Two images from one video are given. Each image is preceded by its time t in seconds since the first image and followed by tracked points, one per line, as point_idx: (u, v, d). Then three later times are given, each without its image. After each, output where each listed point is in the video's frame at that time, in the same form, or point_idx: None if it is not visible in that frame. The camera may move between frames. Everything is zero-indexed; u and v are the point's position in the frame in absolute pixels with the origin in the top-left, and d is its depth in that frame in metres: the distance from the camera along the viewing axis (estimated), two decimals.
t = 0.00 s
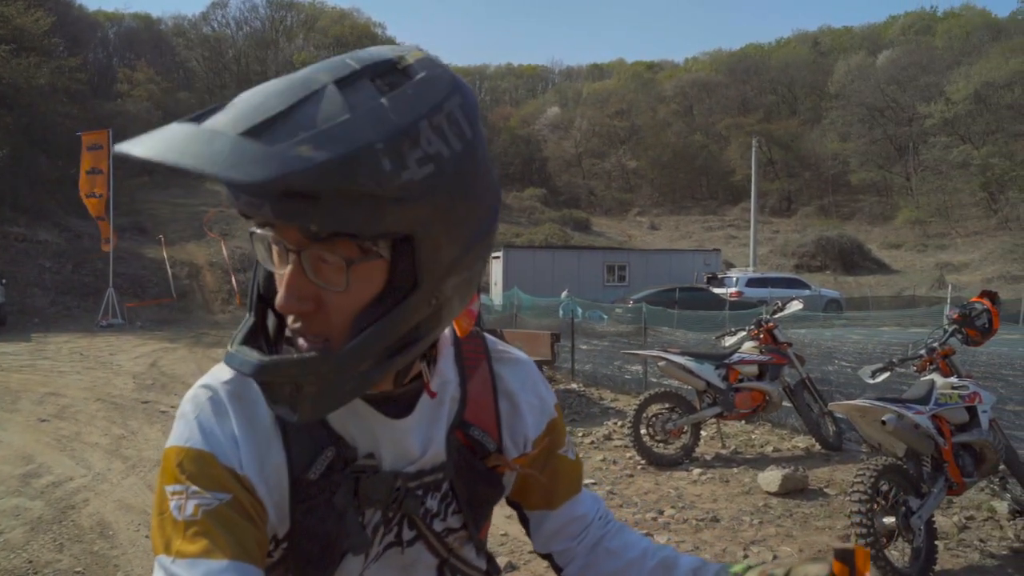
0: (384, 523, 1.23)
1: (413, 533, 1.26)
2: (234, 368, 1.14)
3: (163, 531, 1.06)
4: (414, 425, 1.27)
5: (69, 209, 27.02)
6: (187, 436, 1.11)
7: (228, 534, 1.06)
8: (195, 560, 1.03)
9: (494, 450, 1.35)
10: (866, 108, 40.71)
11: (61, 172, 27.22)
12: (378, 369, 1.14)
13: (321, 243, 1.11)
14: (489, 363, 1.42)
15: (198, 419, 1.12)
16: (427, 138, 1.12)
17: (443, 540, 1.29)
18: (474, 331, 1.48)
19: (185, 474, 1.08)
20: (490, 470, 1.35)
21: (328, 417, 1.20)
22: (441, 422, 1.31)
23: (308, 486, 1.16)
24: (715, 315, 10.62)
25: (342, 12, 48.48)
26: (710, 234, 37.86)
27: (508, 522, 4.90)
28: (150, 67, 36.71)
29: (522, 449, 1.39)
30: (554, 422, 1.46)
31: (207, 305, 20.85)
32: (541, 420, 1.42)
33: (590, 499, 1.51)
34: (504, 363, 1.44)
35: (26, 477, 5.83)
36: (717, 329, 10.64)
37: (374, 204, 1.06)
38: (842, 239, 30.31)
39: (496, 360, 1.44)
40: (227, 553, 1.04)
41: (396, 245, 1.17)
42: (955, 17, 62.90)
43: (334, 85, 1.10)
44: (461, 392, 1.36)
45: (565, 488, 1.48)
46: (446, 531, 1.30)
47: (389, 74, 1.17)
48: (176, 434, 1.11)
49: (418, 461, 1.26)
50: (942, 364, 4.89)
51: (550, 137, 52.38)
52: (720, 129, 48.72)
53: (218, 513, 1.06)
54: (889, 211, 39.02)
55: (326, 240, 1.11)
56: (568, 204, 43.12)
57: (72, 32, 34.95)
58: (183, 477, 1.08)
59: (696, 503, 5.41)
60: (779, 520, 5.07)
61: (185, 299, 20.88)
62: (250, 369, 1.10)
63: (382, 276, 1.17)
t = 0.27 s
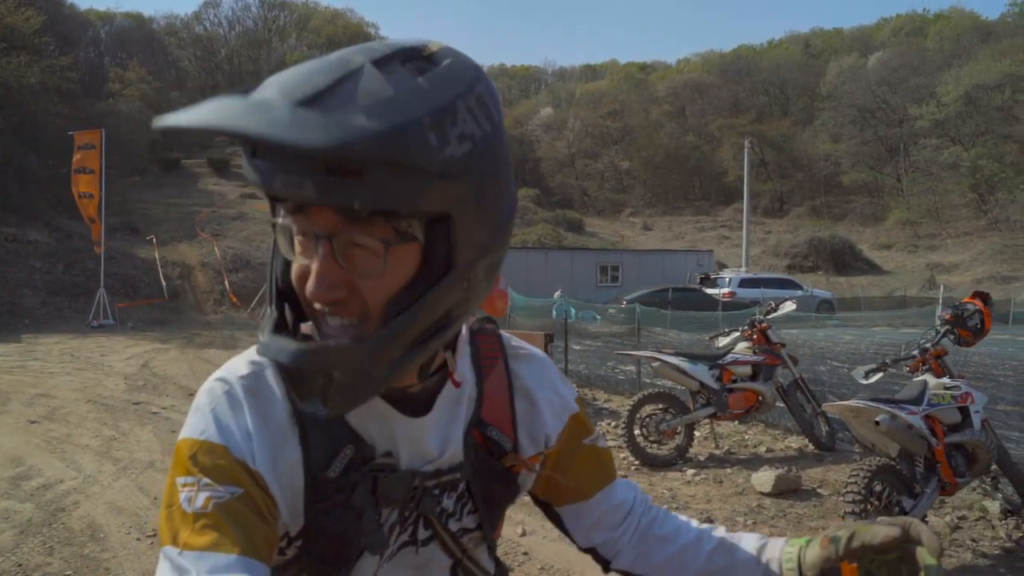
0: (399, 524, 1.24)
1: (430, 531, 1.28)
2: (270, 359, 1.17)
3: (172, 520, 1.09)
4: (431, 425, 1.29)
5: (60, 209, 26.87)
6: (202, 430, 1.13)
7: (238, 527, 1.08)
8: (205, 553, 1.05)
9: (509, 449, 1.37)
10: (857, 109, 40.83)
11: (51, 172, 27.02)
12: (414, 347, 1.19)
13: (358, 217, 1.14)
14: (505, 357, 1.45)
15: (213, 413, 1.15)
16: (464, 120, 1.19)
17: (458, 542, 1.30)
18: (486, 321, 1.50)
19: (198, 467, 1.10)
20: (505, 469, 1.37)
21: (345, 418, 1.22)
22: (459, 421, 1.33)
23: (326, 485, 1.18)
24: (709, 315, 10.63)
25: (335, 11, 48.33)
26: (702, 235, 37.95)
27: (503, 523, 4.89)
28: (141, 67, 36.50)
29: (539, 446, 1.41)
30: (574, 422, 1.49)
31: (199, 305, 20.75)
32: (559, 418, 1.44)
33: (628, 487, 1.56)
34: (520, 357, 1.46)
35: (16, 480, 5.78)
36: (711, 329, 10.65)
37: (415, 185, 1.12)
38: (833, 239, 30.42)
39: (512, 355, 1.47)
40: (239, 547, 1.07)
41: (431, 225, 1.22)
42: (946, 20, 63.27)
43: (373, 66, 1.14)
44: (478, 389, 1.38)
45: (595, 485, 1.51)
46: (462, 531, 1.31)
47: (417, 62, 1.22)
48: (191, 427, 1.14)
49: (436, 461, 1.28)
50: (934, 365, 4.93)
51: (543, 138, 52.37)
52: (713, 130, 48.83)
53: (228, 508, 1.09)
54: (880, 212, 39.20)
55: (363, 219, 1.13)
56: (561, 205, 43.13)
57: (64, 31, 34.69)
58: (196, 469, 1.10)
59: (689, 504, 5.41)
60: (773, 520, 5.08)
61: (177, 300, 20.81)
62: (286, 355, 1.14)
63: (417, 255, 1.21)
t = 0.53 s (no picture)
0: (365, 520, 1.25)
1: (399, 525, 1.28)
2: (236, 332, 1.15)
3: (120, 534, 1.10)
4: (391, 418, 1.30)
5: (47, 208, 26.67)
6: (154, 439, 1.15)
7: (192, 534, 1.10)
8: (159, 561, 1.06)
9: (473, 436, 1.39)
10: (846, 111, 41.16)
11: (38, 171, 26.77)
12: (380, 323, 1.23)
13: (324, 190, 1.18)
14: (464, 347, 1.46)
15: (166, 422, 1.16)
16: (425, 94, 1.23)
17: (427, 534, 1.31)
18: (438, 314, 1.52)
19: (149, 476, 1.11)
20: (469, 457, 1.39)
21: (304, 418, 1.23)
22: (421, 411, 1.35)
23: (285, 487, 1.19)
24: (698, 315, 10.68)
25: (325, 10, 48.16)
26: (692, 236, 38.10)
27: (493, 523, 4.90)
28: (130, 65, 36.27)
29: (506, 431, 1.44)
30: (546, 398, 1.52)
31: (188, 305, 20.65)
32: (526, 397, 1.47)
33: (621, 452, 1.62)
34: (478, 345, 1.48)
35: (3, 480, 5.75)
36: (701, 329, 10.70)
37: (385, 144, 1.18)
38: (822, 240, 30.62)
39: (468, 337, 1.50)
40: (191, 559, 1.08)
41: (395, 196, 1.27)
42: (933, 23, 63.78)
43: (335, 43, 1.17)
44: (438, 380, 1.40)
45: (579, 450, 1.55)
46: (430, 523, 1.32)
47: (373, 47, 1.24)
48: (144, 438, 1.15)
49: (398, 455, 1.30)
50: (922, 364, 4.97)
51: (534, 138, 52.42)
52: (702, 130, 49.02)
53: (181, 517, 1.10)
54: (868, 212, 39.48)
55: (331, 191, 1.19)
56: (551, 205, 43.19)
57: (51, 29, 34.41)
58: (149, 481, 1.11)
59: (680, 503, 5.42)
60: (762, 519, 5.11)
61: (166, 300, 20.71)
62: (258, 324, 1.13)
63: (381, 229, 1.26)
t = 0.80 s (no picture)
0: (352, 499, 1.25)
1: (384, 508, 1.28)
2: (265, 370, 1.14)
3: (116, 499, 1.13)
4: (378, 405, 1.30)
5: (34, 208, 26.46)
6: (152, 412, 1.18)
7: (181, 502, 1.12)
8: (150, 521, 1.09)
9: (458, 427, 1.37)
10: (834, 112, 41.50)
11: (24, 170, 26.55)
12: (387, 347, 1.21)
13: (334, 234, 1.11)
14: (454, 339, 1.44)
15: (167, 399, 1.20)
16: (429, 127, 1.17)
17: (412, 516, 1.30)
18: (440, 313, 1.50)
19: (146, 446, 1.15)
20: (456, 447, 1.37)
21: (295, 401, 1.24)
22: (407, 399, 1.34)
23: (276, 466, 1.20)
24: (689, 316, 10.75)
25: (315, 10, 48.03)
26: (682, 236, 38.26)
27: (486, 522, 4.93)
28: (118, 65, 36.03)
29: (493, 421, 1.41)
30: (539, 384, 1.49)
31: (177, 305, 20.53)
32: (516, 390, 1.44)
33: (630, 434, 1.52)
34: (470, 340, 1.46)
35: None
36: (692, 329, 10.76)
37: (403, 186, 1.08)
38: (811, 240, 30.83)
39: (464, 340, 1.46)
40: (177, 523, 1.11)
41: (405, 228, 1.21)
42: (919, 25, 64.40)
43: (337, 82, 1.12)
44: (428, 369, 1.38)
45: (575, 435, 1.48)
46: (415, 507, 1.31)
47: (363, 67, 1.18)
48: (146, 411, 1.19)
49: (385, 440, 1.30)
50: (909, 363, 5.03)
51: (524, 139, 52.49)
52: (692, 131, 49.25)
53: (172, 485, 1.13)
54: (856, 213, 39.77)
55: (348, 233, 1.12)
56: (542, 205, 43.24)
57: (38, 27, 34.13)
58: (146, 450, 1.15)
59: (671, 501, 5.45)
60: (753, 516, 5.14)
61: (154, 300, 20.59)
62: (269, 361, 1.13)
63: (390, 258, 1.20)
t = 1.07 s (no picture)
0: (383, 474, 1.27)
1: (410, 481, 1.30)
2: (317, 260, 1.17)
3: (168, 456, 1.14)
4: (407, 378, 1.32)
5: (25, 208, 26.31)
6: (197, 377, 1.20)
7: (229, 461, 1.15)
8: (205, 476, 1.12)
9: (481, 404, 1.39)
10: (826, 113, 41.73)
11: (15, 169, 26.41)
12: (429, 274, 1.28)
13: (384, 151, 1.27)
14: (473, 325, 1.47)
15: (210, 365, 1.21)
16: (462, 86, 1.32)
17: (438, 490, 1.33)
18: (456, 300, 1.53)
19: (194, 409, 1.16)
20: (479, 423, 1.39)
21: (328, 371, 1.26)
22: (433, 376, 1.36)
23: (312, 435, 1.22)
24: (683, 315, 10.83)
25: (308, 10, 47.92)
26: (675, 237, 38.36)
27: (481, 519, 4.97)
28: (110, 64, 35.86)
29: (510, 402, 1.45)
30: (553, 366, 1.53)
31: (170, 305, 20.46)
32: (531, 371, 1.48)
33: (637, 412, 1.56)
34: (487, 326, 1.49)
35: None
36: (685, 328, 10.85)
37: (446, 114, 1.28)
38: (803, 241, 30.97)
39: (483, 323, 1.49)
40: (230, 481, 1.13)
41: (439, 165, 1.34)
42: (910, 27, 64.84)
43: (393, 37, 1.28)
44: (449, 346, 1.41)
45: (589, 414, 1.52)
46: (439, 481, 1.34)
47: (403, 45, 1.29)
48: (189, 378, 1.20)
49: (413, 414, 1.31)
50: (899, 360, 5.11)
51: (518, 139, 52.52)
52: (685, 132, 49.40)
53: (223, 446, 1.15)
54: (848, 214, 39.97)
55: (398, 153, 1.27)
56: (536, 206, 43.26)
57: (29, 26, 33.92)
58: (196, 410, 1.17)
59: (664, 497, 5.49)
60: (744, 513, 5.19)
61: (147, 300, 20.53)
62: (349, 256, 1.17)
63: (428, 192, 1.31)
